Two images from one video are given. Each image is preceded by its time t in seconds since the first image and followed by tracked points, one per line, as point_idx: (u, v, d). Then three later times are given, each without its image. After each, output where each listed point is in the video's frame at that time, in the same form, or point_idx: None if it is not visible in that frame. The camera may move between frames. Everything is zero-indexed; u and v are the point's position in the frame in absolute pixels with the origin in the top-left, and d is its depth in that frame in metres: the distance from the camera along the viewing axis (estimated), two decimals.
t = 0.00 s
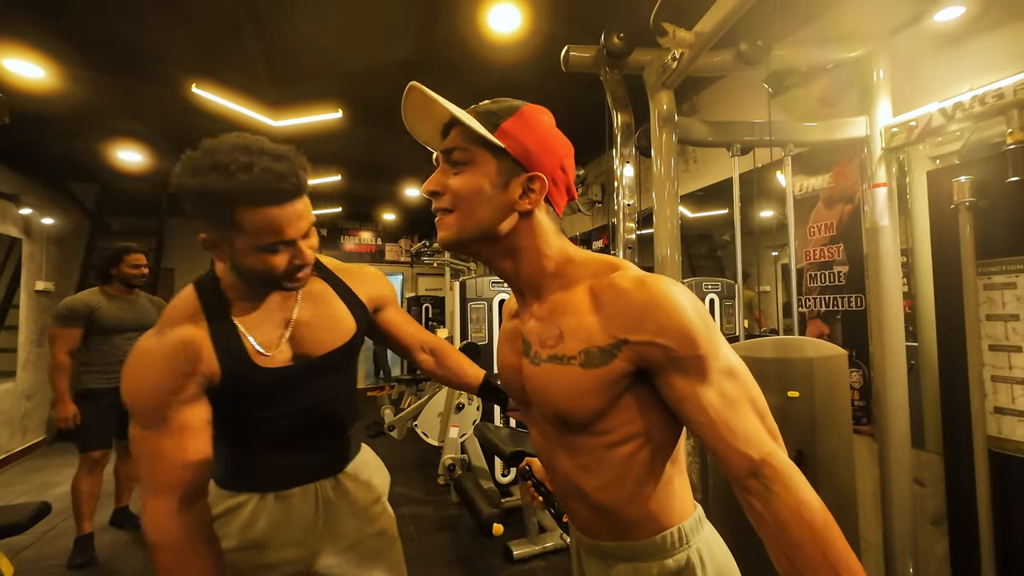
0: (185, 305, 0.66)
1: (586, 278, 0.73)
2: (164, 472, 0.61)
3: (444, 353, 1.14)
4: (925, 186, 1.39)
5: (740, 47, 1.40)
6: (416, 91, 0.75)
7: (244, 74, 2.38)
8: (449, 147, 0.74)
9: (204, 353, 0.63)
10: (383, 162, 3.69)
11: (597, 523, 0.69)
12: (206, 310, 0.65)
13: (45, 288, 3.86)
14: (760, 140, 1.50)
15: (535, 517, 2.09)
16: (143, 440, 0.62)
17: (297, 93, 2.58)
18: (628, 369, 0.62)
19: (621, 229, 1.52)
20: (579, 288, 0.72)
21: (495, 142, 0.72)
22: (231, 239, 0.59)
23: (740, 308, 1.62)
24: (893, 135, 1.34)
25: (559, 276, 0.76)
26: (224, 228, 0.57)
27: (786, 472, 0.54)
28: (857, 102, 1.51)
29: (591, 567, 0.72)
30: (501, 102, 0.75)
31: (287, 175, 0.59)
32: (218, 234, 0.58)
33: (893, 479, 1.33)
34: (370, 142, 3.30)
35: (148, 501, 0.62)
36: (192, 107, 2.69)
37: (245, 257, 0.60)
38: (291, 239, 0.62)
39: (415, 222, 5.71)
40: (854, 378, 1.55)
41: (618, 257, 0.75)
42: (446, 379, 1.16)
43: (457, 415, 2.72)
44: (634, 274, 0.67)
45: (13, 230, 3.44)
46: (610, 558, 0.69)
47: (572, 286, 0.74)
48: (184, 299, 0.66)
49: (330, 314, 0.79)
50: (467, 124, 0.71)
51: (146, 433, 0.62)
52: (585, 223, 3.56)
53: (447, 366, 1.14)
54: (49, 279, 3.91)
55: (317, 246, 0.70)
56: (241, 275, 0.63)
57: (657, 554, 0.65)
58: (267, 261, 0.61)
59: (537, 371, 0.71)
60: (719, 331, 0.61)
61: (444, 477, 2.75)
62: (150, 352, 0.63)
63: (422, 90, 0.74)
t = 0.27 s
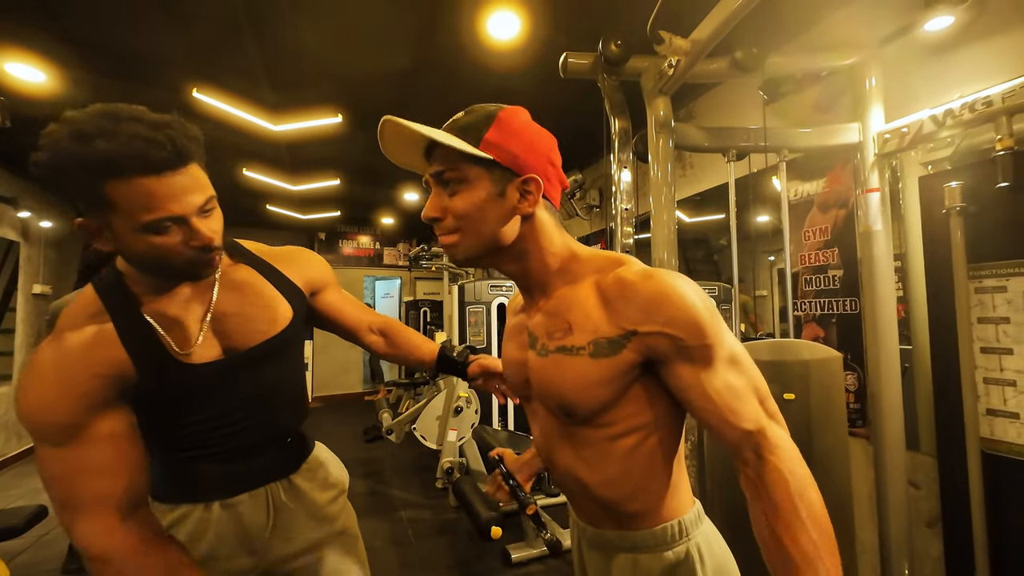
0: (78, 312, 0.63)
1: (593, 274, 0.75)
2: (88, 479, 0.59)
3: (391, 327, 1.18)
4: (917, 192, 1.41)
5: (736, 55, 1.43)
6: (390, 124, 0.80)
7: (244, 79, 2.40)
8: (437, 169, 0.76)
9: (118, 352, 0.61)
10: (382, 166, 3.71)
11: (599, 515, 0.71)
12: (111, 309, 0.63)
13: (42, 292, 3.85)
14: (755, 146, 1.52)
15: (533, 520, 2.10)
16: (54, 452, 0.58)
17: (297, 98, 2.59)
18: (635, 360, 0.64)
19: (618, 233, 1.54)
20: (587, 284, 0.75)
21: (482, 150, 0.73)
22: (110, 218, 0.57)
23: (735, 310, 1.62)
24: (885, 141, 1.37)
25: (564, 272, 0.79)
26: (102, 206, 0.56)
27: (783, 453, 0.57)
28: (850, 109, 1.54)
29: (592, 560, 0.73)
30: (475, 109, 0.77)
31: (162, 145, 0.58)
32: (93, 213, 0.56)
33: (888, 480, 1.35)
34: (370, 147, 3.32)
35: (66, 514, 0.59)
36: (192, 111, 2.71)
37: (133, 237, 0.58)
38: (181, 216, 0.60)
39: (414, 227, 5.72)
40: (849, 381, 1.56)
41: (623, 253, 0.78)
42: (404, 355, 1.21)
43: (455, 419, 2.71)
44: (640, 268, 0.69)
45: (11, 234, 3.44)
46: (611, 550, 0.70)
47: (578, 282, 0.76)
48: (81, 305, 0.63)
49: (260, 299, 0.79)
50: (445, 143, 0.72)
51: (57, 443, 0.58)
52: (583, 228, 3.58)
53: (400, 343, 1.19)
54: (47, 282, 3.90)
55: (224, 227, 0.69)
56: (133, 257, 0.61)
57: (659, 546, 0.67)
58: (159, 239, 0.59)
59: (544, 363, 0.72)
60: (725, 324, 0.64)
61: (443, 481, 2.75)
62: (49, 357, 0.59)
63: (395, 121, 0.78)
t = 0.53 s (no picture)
0: (48, 318, 0.66)
1: (600, 269, 0.83)
2: (92, 458, 0.60)
3: (375, 311, 1.24)
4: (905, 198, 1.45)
5: (729, 65, 1.47)
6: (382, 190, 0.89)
7: (247, 86, 2.44)
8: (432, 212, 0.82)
9: (91, 348, 0.65)
10: (383, 171, 3.75)
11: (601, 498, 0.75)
12: (83, 312, 0.67)
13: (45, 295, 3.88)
14: (748, 153, 1.55)
15: (532, 520, 2.12)
16: (44, 452, 0.61)
17: (298, 104, 2.63)
18: (635, 344, 0.72)
19: (615, 237, 1.58)
20: (595, 278, 0.83)
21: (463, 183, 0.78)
22: (71, 211, 0.64)
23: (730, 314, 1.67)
24: (874, 149, 1.41)
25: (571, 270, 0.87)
26: (62, 201, 0.63)
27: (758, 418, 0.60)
28: (840, 117, 1.58)
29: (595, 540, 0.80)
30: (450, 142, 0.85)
31: (117, 135, 0.64)
32: (59, 207, 0.63)
33: (879, 479, 1.38)
34: (370, 152, 3.36)
35: (74, 502, 0.60)
36: (196, 117, 2.75)
37: (98, 232, 0.64)
38: (144, 209, 0.66)
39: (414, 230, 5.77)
40: (841, 382, 1.60)
41: (627, 252, 0.86)
42: (393, 337, 1.25)
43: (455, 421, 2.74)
44: (641, 262, 0.77)
45: (15, 237, 3.47)
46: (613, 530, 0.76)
47: (585, 277, 0.84)
48: (47, 317, 0.67)
49: (238, 300, 0.84)
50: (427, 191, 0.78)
51: (45, 442, 0.60)
52: (582, 232, 3.62)
53: (388, 323, 1.24)
54: (50, 286, 3.93)
55: (191, 221, 0.74)
56: (99, 254, 0.66)
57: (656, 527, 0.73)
58: (123, 231, 0.65)
59: (553, 349, 0.82)
60: (718, 313, 0.69)
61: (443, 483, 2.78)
62: (24, 368, 0.63)
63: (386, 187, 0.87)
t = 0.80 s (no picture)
0: (74, 337, 0.71)
1: (589, 270, 0.90)
2: (145, 444, 0.67)
3: (391, 300, 1.26)
4: (888, 205, 1.50)
5: (719, 77, 1.52)
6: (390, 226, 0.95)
7: (252, 94, 2.49)
8: (436, 240, 0.88)
9: (126, 356, 0.71)
10: (384, 176, 3.81)
11: (584, 478, 0.79)
12: (114, 325, 0.73)
13: (51, 299, 3.93)
14: (738, 162, 1.61)
15: (530, 519, 2.17)
16: (97, 450, 0.66)
17: (301, 112, 2.69)
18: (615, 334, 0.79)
19: (609, 241, 1.63)
20: (583, 277, 0.90)
21: (461, 212, 0.84)
22: (99, 237, 0.67)
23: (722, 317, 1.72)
24: (858, 158, 1.46)
25: (563, 271, 0.93)
26: (91, 229, 0.66)
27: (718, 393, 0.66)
28: (827, 127, 1.63)
29: (581, 524, 0.80)
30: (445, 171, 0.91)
31: (143, 164, 0.68)
32: (88, 234, 0.67)
33: (864, 477, 1.42)
34: (372, 159, 3.42)
35: (135, 485, 0.66)
36: (202, 125, 2.81)
37: (127, 257, 0.68)
38: (171, 236, 0.70)
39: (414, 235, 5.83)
40: (829, 383, 1.65)
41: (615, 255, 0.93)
42: (414, 324, 1.28)
43: (455, 422, 2.77)
44: (624, 262, 0.83)
45: (22, 242, 3.53)
46: (598, 514, 0.77)
47: (574, 277, 0.91)
48: (72, 336, 0.71)
49: (244, 306, 0.90)
50: (429, 226, 0.83)
51: (95, 441, 0.66)
52: (580, 236, 3.67)
53: (407, 310, 1.27)
54: (55, 290, 3.99)
55: (213, 243, 0.79)
56: (128, 277, 0.70)
57: (636, 510, 0.74)
58: (151, 258, 0.69)
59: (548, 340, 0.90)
60: (692, 310, 0.75)
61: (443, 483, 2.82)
62: (61, 383, 0.67)
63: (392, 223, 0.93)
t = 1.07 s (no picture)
0: (128, 340, 0.80)
1: (576, 273, 0.97)
2: (193, 428, 0.75)
3: (405, 300, 1.31)
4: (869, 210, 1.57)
5: (708, 88, 1.59)
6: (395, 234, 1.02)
7: (257, 101, 2.56)
8: (437, 247, 0.94)
9: (173, 354, 0.81)
10: (384, 180, 3.88)
11: (574, 464, 0.86)
12: (162, 326, 0.81)
13: (57, 301, 3.99)
14: (727, 168, 1.67)
15: (529, 515, 2.23)
16: (154, 436, 0.75)
17: (305, 118, 2.76)
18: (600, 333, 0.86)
19: (603, 242, 1.69)
20: (571, 280, 0.97)
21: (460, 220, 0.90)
22: (161, 254, 0.78)
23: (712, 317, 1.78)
24: (841, 165, 1.52)
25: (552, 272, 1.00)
26: (155, 248, 0.77)
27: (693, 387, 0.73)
28: (812, 135, 1.70)
29: (571, 507, 0.86)
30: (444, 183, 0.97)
31: (200, 192, 0.78)
32: (152, 252, 0.77)
33: (848, 471, 1.48)
34: (373, 164, 3.49)
35: (188, 465, 0.74)
36: (207, 131, 2.87)
37: (183, 272, 0.78)
38: (219, 252, 0.79)
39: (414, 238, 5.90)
40: (816, 381, 1.71)
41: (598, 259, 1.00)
42: (431, 321, 1.32)
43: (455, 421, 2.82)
44: (608, 266, 0.91)
45: (30, 245, 3.59)
46: (587, 496, 0.82)
47: (563, 279, 0.98)
48: (125, 340, 0.81)
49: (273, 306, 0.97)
50: (431, 234, 0.89)
51: (152, 429, 0.75)
52: (577, 239, 3.74)
53: (422, 308, 1.31)
54: (61, 292, 4.04)
55: (253, 255, 0.88)
56: (181, 289, 0.80)
57: (621, 493, 0.80)
58: (201, 272, 0.78)
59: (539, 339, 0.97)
60: (670, 313, 0.84)
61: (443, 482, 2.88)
62: (121, 380, 0.77)
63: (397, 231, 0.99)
